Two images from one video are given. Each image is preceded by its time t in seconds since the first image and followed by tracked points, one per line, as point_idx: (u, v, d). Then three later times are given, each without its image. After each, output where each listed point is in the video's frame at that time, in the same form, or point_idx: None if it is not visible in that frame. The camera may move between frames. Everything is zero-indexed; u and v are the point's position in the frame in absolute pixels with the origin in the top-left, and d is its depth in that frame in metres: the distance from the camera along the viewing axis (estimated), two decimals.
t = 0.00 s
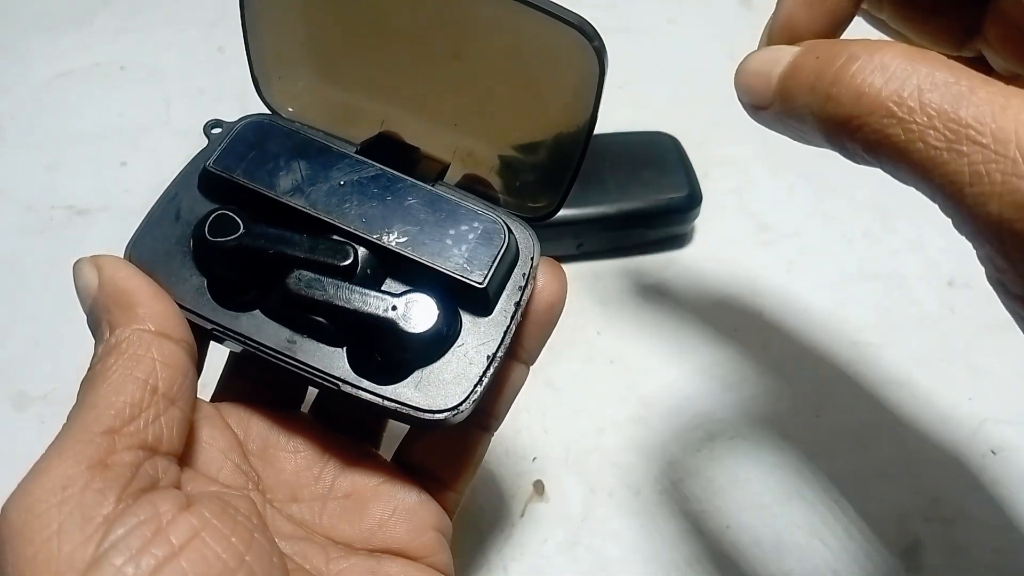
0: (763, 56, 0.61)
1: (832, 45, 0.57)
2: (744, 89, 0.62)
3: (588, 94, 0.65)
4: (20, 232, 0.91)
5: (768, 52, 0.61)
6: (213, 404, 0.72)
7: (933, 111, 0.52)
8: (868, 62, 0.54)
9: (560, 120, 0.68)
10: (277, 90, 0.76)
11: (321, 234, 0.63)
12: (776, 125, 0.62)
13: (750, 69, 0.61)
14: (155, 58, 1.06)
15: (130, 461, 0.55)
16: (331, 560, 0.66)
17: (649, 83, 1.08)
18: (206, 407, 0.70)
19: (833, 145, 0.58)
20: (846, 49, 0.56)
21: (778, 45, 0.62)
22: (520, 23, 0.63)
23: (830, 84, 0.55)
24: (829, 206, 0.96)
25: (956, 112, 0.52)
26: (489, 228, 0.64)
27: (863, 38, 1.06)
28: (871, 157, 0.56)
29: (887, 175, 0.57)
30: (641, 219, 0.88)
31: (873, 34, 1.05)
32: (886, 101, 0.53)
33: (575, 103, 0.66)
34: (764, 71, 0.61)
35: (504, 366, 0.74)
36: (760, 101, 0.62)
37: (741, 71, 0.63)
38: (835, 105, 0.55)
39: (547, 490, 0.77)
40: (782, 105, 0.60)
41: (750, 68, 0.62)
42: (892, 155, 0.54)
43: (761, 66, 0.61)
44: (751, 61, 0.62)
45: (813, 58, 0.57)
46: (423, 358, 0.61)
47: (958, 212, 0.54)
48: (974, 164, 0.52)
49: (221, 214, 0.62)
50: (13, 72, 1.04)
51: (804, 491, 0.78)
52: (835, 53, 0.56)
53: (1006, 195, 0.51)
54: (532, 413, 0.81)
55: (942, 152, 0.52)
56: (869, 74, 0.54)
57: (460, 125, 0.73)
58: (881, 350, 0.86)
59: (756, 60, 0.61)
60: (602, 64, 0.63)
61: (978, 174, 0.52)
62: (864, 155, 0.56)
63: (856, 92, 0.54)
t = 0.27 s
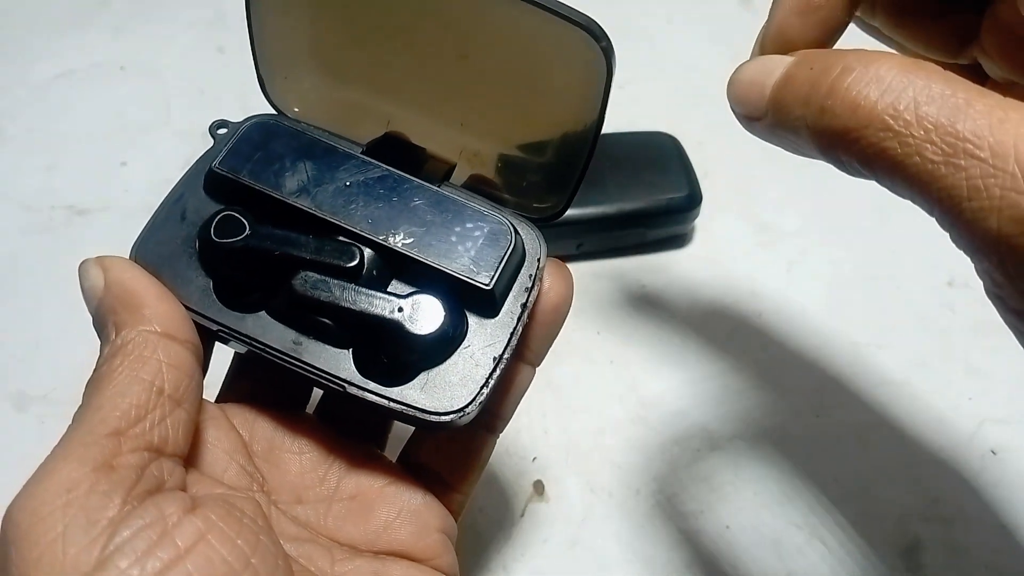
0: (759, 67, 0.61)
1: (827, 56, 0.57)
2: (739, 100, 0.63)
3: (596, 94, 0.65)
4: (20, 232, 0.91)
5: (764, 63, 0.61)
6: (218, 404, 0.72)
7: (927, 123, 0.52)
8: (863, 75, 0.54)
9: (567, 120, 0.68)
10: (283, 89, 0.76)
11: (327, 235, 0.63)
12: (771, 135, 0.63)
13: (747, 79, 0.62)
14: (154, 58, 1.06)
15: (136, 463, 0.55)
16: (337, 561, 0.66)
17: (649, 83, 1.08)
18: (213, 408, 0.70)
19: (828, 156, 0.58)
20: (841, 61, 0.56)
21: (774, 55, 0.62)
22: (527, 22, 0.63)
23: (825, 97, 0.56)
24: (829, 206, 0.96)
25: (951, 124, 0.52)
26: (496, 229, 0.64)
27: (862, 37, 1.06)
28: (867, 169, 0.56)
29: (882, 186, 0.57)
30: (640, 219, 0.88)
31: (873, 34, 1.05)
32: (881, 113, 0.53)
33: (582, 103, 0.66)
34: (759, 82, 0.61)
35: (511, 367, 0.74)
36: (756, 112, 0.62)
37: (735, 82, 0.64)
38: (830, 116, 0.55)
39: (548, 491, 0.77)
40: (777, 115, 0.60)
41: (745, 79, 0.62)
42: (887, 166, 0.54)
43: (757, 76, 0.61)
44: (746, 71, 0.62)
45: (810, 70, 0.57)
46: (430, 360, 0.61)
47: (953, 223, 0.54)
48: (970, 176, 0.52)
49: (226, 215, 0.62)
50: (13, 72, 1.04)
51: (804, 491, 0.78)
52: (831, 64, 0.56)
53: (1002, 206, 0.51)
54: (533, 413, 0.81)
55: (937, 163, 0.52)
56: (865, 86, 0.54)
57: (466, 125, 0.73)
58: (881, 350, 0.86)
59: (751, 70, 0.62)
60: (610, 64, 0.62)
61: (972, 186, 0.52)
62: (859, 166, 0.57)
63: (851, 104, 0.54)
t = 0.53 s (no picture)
0: (756, 61, 0.60)
1: (828, 54, 0.56)
2: (737, 95, 0.61)
3: (591, 94, 0.65)
4: (19, 231, 0.91)
5: (761, 57, 0.60)
6: (212, 404, 0.72)
7: (935, 125, 0.52)
8: (869, 74, 0.54)
9: (562, 120, 0.68)
10: (278, 88, 0.76)
11: (322, 234, 0.63)
12: (767, 131, 0.61)
13: (744, 74, 0.60)
14: (154, 58, 1.06)
15: (128, 464, 0.55)
16: (332, 561, 0.66)
17: (649, 83, 1.08)
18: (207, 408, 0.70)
19: (830, 156, 0.58)
20: (845, 58, 0.55)
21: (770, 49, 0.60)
22: (523, 21, 0.63)
23: (830, 96, 0.55)
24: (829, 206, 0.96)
25: (959, 126, 0.52)
26: (491, 227, 0.64)
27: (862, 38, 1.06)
28: (870, 169, 0.56)
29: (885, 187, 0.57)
30: (641, 219, 0.88)
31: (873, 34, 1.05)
32: (888, 115, 0.53)
33: (577, 103, 0.66)
34: (758, 77, 0.59)
35: (507, 366, 0.74)
36: (754, 108, 0.60)
37: (732, 76, 0.62)
38: (835, 116, 0.55)
39: (547, 491, 0.77)
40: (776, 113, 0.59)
41: (743, 73, 0.60)
42: (892, 167, 0.54)
43: (755, 72, 0.59)
44: (742, 66, 0.60)
45: (811, 67, 0.56)
46: (425, 358, 0.61)
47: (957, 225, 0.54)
48: (977, 179, 0.52)
49: (222, 213, 0.62)
50: (13, 71, 1.04)
51: (804, 491, 0.77)
52: (834, 62, 0.55)
53: (1008, 209, 0.51)
54: (532, 413, 0.81)
55: (944, 165, 0.52)
56: (871, 87, 0.53)
57: (461, 125, 0.73)
58: (881, 351, 0.85)
59: (749, 64, 0.60)
60: (605, 64, 0.62)
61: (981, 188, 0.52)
62: (862, 166, 0.56)
63: (857, 104, 0.54)
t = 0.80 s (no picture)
0: (774, 44, 0.59)
1: (851, 40, 0.56)
2: (753, 81, 0.60)
3: (598, 95, 0.65)
4: (20, 232, 0.91)
5: (779, 40, 0.59)
6: (217, 402, 0.72)
7: (962, 123, 0.52)
8: (895, 66, 0.54)
9: (569, 120, 0.68)
10: (284, 87, 0.76)
11: (329, 233, 0.63)
12: (781, 119, 0.61)
13: (761, 57, 0.59)
14: (154, 58, 1.06)
15: (133, 462, 0.54)
16: (336, 559, 0.66)
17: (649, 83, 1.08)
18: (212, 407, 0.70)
19: (849, 149, 0.58)
20: (869, 48, 0.55)
21: (788, 32, 0.59)
22: (530, 21, 0.63)
23: (854, 89, 0.55)
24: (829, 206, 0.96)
25: (986, 124, 0.52)
26: (498, 227, 0.64)
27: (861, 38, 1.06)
28: (891, 165, 0.56)
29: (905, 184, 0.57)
30: (641, 219, 0.88)
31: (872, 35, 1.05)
32: (914, 110, 0.53)
33: (585, 105, 0.66)
34: (777, 62, 0.58)
35: (512, 365, 0.74)
36: (771, 94, 0.60)
37: (747, 60, 0.61)
38: (858, 110, 0.55)
39: (548, 490, 0.77)
40: (793, 102, 0.58)
41: (758, 57, 0.59)
42: (914, 162, 0.55)
43: (775, 55, 0.58)
44: (759, 47, 0.59)
45: (833, 54, 0.56)
46: (432, 357, 0.61)
47: (978, 223, 0.55)
48: (1004, 180, 0.52)
49: (229, 211, 0.62)
50: (13, 71, 1.04)
51: (805, 491, 0.77)
52: (859, 50, 0.55)
53: None
54: (533, 413, 0.81)
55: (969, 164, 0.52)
56: (896, 81, 0.53)
57: (467, 124, 0.73)
58: (881, 351, 0.85)
59: (767, 47, 0.59)
60: (613, 65, 0.62)
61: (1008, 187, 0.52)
62: (882, 161, 0.57)
63: (882, 98, 0.54)
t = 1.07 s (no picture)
0: (788, 32, 0.58)
1: (871, 35, 0.55)
2: (762, 72, 0.59)
3: (585, 98, 0.65)
4: (19, 232, 0.91)
5: (791, 29, 0.58)
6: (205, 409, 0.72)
7: (985, 129, 0.52)
8: (915, 66, 0.54)
9: (555, 122, 0.69)
10: (269, 92, 0.75)
11: (320, 235, 0.63)
12: (790, 114, 0.60)
13: (771, 48, 0.58)
14: (154, 58, 1.05)
15: (115, 471, 0.54)
16: (327, 563, 0.66)
17: (649, 83, 1.07)
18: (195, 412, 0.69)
19: (865, 150, 0.58)
20: (888, 45, 0.54)
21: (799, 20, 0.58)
22: (516, 25, 0.63)
23: (870, 88, 0.54)
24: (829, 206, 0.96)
25: (1011, 131, 0.52)
26: (488, 228, 0.64)
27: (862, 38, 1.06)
28: (908, 169, 0.56)
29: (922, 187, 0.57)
30: (641, 220, 0.88)
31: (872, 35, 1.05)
32: (935, 113, 0.53)
33: (571, 107, 0.67)
34: (787, 54, 0.58)
35: (503, 367, 0.73)
36: (780, 88, 0.59)
37: (755, 52, 0.60)
38: (875, 109, 0.55)
39: (547, 490, 0.77)
40: (803, 97, 0.58)
41: (767, 48, 0.59)
42: (932, 165, 0.54)
43: (783, 46, 0.58)
44: (771, 36, 0.58)
45: (847, 49, 0.55)
46: (425, 356, 0.61)
47: (995, 232, 0.55)
48: None
49: (220, 216, 0.62)
50: (13, 71, 1.04)
51: (804, 492, 0.77)
52: (877, 47, 0.55)
53: None
54: (532, 413, 0.81)
55: (993, 173, 0.52)
56: (917, 81, 0.53)
57: (453, 130, 0.73)
58: (881, 351, 0.85)
59: (778, 36, 0.58)
60: (599, 67, 0.63)
61: None
62: (898, 163, 0.57)
63: (900, 99, 0.54)
